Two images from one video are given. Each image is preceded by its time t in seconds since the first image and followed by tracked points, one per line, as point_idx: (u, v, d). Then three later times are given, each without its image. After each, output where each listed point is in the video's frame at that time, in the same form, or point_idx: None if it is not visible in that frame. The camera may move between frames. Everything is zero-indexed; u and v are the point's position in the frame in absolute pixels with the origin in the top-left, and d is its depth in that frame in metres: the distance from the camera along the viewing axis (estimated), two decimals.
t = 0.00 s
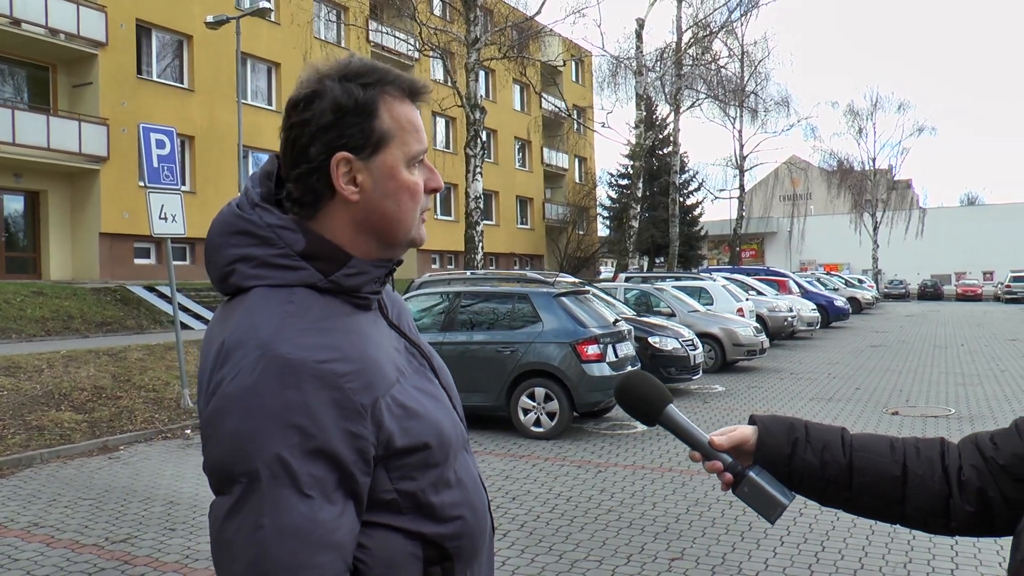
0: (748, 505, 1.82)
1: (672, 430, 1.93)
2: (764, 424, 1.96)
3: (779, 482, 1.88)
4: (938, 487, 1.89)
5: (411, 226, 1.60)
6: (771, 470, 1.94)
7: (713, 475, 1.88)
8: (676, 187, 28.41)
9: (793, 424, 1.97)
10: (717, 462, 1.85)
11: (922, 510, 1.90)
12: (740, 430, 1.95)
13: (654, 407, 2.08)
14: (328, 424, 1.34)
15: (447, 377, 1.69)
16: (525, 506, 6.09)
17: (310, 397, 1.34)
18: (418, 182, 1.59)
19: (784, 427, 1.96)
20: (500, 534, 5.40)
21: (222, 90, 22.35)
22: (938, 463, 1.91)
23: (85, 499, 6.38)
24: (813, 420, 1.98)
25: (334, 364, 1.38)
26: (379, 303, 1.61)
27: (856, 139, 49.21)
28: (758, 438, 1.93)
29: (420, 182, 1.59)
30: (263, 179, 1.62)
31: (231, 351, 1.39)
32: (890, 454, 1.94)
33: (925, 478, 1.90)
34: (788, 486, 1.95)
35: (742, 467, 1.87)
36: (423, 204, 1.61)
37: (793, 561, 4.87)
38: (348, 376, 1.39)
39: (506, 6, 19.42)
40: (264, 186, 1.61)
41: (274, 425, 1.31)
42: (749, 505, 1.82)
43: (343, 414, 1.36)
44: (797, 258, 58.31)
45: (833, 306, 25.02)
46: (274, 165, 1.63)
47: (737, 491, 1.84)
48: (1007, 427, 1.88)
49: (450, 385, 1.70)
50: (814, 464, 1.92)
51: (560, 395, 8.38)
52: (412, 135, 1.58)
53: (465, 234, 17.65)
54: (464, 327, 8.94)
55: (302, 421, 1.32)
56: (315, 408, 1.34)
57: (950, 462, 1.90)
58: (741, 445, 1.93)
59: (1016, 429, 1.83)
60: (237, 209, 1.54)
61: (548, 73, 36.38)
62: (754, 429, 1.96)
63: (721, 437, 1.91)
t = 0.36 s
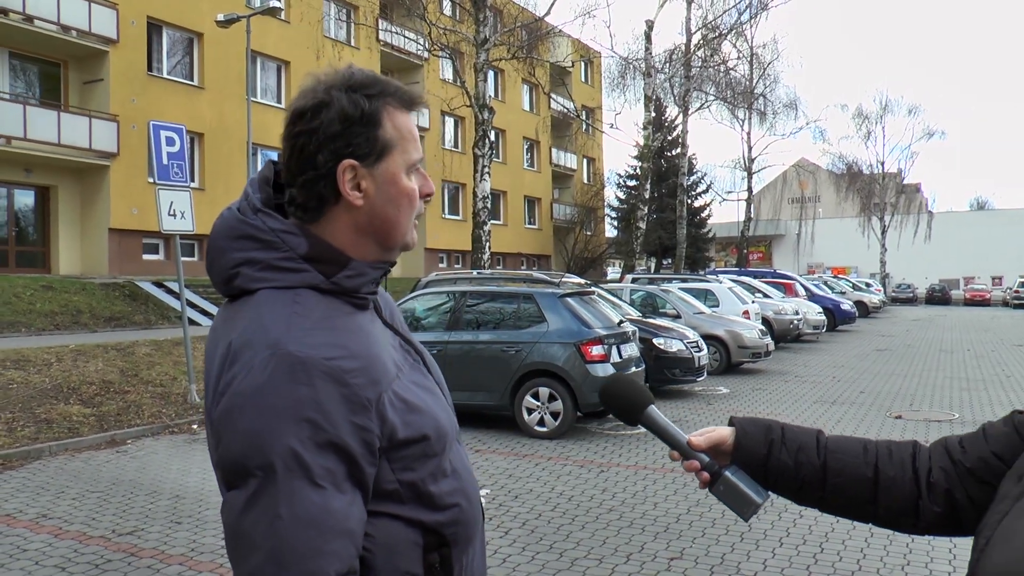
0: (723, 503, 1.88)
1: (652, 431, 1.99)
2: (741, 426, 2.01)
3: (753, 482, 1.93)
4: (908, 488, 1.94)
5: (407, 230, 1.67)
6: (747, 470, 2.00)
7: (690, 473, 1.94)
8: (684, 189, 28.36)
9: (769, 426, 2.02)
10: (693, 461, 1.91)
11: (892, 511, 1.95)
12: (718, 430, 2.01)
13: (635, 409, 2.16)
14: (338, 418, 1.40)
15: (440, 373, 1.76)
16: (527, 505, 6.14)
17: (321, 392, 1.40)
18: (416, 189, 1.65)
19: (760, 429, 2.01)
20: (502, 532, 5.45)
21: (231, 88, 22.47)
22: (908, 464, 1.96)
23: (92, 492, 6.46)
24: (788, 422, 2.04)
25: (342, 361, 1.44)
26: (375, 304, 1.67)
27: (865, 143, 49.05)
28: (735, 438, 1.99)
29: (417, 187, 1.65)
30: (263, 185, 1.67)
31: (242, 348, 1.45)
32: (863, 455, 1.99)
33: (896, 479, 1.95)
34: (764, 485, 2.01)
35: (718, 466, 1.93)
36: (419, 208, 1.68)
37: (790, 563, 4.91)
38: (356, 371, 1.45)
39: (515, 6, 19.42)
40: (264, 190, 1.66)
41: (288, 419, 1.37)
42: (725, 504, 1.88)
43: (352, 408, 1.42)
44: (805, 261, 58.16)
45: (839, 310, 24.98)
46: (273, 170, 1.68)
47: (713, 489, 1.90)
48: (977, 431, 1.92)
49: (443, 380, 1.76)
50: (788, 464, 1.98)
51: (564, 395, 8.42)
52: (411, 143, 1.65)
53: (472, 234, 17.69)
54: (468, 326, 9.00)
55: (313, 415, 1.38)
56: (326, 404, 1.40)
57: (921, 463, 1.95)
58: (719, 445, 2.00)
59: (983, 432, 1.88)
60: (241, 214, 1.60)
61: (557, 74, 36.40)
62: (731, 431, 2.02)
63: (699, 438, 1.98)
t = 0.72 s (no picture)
0: (706, 500, 1.94)
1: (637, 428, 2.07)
2: (724, 425, 2.07)
3: (736, 481, 1.99)
4: (885, 488, 1.97)
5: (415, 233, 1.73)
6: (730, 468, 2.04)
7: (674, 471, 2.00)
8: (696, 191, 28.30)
9: (752, 426, 2.07)
10: (678, 460, 1.98)
11: (870, 509, 1.98)
12: (702, 429, 2.07)
13: (624, 409, 2.25)
14: (339, 413, 1.45)
15: (440, 366, 1.80)
16: (534, 502, 6.16)
17: (323, 388, 1.44)
18: (421, 192, 1.71)
19: (743, 429, 2.06)
20: (508, 529, 5.48)
21: (245, 86, 22.59)
22: (888, 463, 1.98)
23: (105, 484, 6.55)
24: (771, 422, 2.07)
25: (344, 358, 1.49)
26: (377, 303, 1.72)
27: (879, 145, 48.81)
28: (718, 437, 2.05)
29: (421, 193, 1.71)
30: (270, 186, 1.71)
31: (246, 345, 1.50)
32: (843, 454, 2.02)
33: (875, 478, 1.98)
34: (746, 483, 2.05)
35: (701, 465, 1.98)
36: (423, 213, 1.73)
37: (792, 563, 4.93)
38: (356, 366, 1.49)
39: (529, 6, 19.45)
40: (269, 192, 1.70)
41: (292, 414, 1.42)
42: (707, 501, 1.93)
43: (353, 402, 1.46)
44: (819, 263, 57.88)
45: (852, 313, 24.87)
46: (275, 173, 1.73)
47: (696, 486, 1.96)
48: (954, 432, 1.94)
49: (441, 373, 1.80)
50: (769, 463, 2.02)
51: (572, 394, 8.45)
52: (418, 149, 1.71)
53: (485, 233, 17.73)
54: (479, 325, 9.04)
55: (316, 411, 1.43)
56: (328, 399, 1.44)
57: (900, 462, 1.97)
58: (702, 444, 2.06)
59: (960, 434, 1.90)
60: (247, 215, 1.64)
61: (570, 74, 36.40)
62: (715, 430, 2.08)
63: (682, 436, 2.04)
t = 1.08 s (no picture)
0: (714, 493, 1.97)
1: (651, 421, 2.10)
2: (734, 421, 2.09)
3: (745, 475, 2.01)
4: (893, 483, 1.97)
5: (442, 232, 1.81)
6: (739, 462, 2.07)
7: (684, 463, 2.03)
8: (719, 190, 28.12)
9: (763, 421, 2.09)
10: (688, 453, 2.01)
11: (878, 503, 1.99)
12: (713, 424, 2.11)
13: (634, 403, 2.28)
14: (383, 400, 1.48)
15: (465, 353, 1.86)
16: (554, 500, 6.18)
17: (366, 378, 1.48)
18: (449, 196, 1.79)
19: (753, 424, 2.08)
20: (528, 526, 5.51)
21: (268, 86, 22.80)
22: (897, 459, 1.98)
23: (130, 477, 6.66)
24: (780, 418, 2.09)
25: (385, 345, 1.52)
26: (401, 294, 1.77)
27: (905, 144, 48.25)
28: (729, 432, 2.08)
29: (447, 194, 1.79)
30: (296, 179, 1.73)
31: (289, 333, 1.54)
32: (852, 449, 2.03)
33: (882, 473, 1.98)
34: (756, 478, 2.07)
35: (710, 458, 2.02)
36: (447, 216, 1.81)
37: (810, 562, 4.90)
38: (398, 355, 1.52)
39: (551, 6, 19.42)
40: (296, 186, 1.72)
41: (338, 403, 1.45)
42: (716, 494, 1.97)
43: (396, 391, 1.50)
44: (843, 264, 57.32)
45: (875, 314, 24.60)
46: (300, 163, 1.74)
47: (705, 479, 1.99)
48: (960, 429, 1.94)
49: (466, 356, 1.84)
50: (777, 458, 2.04)
51: (593, 393, 8.45)
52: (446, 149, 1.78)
53: (507, 233, 17.75)
54: (500, 324, 9.08)
55: (361, 399, 1.46)
56: (372, 387, 1.47)
57: (909, 458, 1.97)
58: (713, 439, 2.09)
59: (969, 431, 1.90)
60: (280, 208, 1.66)
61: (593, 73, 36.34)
62: (724, 426, 2.10)
63: (693, 431, 2.07)
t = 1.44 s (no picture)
0: (720, 491, 1.98)
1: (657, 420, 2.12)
2: (741, 418, 2.10)
3: (751, 472, 2.02)
4: (898, 479, 1.98)
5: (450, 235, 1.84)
6: (746, 460, 2.08)
7: (690, 461, 2.04)
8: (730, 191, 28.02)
9: (769, 418, 2.09)
10: (694, 451, 2.02)
11: (883, 500, 1.99)
12: (719, 422, 2.12)
13: (641, 400, 2.30)
14: (391, 406, 1.50)
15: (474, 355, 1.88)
16: (564, 500, 6.20)
17: (375, 384, 1.50)
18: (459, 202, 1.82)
19: (758, 422, 2.09)
20: (539, 526, 5.52)
21: (280, 87, 22.92)
22: (902, 456, 1.99)
23: (142, 477, 6.71)
24: (786, 414, 2.10)
25: (393, 351, 1.54)
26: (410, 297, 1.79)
27: (917, 143, 48.00)
28: (735, 429, 2.09)
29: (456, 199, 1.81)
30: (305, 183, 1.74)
31: (298, 341, 1.56)
32: (857, 446, 2.04)
33: (888, 471, 1.99)
34: (761, 474, 2.08)
35: (716, 456, 2.02)
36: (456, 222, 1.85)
37: (820, 563, 4.90)
38: (406, 361, 1.55)
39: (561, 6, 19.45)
40: (305, 189, 1.74)
41: (348, 410, 1.47)
42: (722, 491, 1.98)
43: (403, 397, 1.52)
44: (856, 264, 57.03)
45: (887, 314, 24.47)
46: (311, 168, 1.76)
47: (711, 476, 2.01)
48: (967, 426, 1.94)
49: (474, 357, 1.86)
50: (784, 455, 2.05)
51: (603, 394, 8.46)
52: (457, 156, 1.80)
53: (517, 233, 17.77)
54: (511, 324, 9.09)
55: (369, 407, 1.48)
56: (380, 393, 1.49)
57: (914, 455, 1.97)
58: (718, 435, 2.10)
59: (974, 428, 1.89)
60: (289, 213, 1.68)
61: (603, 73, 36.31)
62: (730, 422, 2.12)
63: (699, 429, 2.08)
